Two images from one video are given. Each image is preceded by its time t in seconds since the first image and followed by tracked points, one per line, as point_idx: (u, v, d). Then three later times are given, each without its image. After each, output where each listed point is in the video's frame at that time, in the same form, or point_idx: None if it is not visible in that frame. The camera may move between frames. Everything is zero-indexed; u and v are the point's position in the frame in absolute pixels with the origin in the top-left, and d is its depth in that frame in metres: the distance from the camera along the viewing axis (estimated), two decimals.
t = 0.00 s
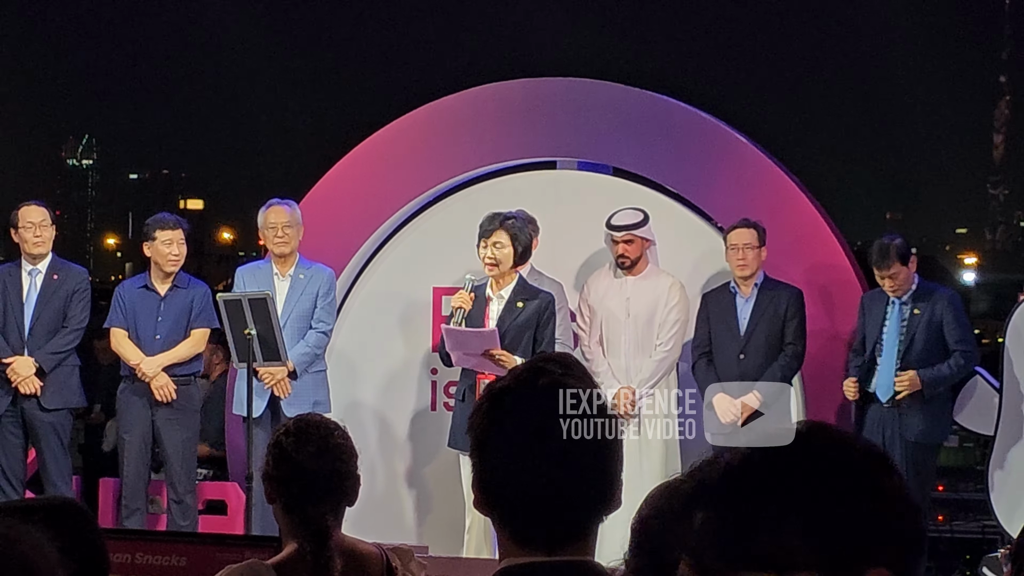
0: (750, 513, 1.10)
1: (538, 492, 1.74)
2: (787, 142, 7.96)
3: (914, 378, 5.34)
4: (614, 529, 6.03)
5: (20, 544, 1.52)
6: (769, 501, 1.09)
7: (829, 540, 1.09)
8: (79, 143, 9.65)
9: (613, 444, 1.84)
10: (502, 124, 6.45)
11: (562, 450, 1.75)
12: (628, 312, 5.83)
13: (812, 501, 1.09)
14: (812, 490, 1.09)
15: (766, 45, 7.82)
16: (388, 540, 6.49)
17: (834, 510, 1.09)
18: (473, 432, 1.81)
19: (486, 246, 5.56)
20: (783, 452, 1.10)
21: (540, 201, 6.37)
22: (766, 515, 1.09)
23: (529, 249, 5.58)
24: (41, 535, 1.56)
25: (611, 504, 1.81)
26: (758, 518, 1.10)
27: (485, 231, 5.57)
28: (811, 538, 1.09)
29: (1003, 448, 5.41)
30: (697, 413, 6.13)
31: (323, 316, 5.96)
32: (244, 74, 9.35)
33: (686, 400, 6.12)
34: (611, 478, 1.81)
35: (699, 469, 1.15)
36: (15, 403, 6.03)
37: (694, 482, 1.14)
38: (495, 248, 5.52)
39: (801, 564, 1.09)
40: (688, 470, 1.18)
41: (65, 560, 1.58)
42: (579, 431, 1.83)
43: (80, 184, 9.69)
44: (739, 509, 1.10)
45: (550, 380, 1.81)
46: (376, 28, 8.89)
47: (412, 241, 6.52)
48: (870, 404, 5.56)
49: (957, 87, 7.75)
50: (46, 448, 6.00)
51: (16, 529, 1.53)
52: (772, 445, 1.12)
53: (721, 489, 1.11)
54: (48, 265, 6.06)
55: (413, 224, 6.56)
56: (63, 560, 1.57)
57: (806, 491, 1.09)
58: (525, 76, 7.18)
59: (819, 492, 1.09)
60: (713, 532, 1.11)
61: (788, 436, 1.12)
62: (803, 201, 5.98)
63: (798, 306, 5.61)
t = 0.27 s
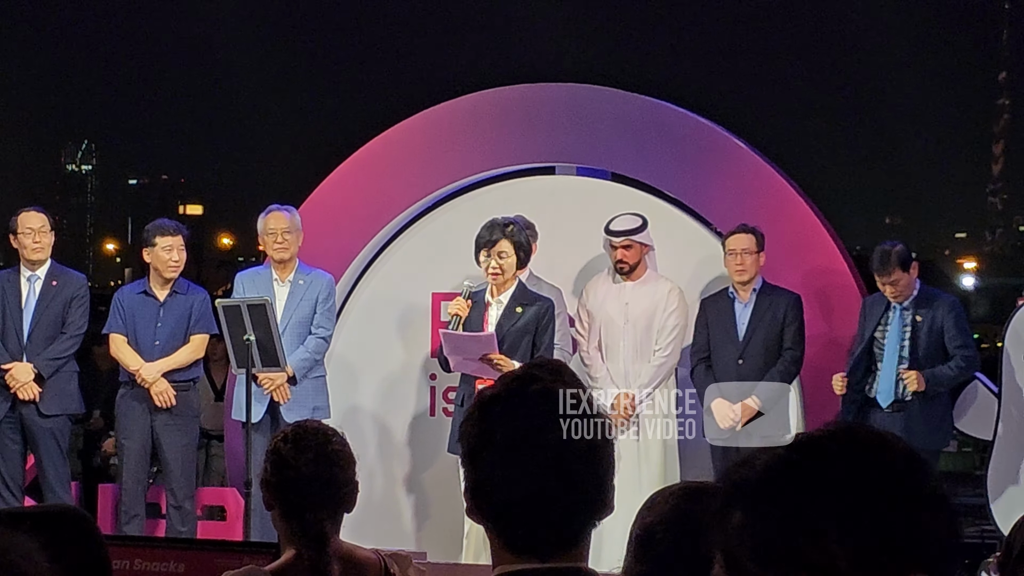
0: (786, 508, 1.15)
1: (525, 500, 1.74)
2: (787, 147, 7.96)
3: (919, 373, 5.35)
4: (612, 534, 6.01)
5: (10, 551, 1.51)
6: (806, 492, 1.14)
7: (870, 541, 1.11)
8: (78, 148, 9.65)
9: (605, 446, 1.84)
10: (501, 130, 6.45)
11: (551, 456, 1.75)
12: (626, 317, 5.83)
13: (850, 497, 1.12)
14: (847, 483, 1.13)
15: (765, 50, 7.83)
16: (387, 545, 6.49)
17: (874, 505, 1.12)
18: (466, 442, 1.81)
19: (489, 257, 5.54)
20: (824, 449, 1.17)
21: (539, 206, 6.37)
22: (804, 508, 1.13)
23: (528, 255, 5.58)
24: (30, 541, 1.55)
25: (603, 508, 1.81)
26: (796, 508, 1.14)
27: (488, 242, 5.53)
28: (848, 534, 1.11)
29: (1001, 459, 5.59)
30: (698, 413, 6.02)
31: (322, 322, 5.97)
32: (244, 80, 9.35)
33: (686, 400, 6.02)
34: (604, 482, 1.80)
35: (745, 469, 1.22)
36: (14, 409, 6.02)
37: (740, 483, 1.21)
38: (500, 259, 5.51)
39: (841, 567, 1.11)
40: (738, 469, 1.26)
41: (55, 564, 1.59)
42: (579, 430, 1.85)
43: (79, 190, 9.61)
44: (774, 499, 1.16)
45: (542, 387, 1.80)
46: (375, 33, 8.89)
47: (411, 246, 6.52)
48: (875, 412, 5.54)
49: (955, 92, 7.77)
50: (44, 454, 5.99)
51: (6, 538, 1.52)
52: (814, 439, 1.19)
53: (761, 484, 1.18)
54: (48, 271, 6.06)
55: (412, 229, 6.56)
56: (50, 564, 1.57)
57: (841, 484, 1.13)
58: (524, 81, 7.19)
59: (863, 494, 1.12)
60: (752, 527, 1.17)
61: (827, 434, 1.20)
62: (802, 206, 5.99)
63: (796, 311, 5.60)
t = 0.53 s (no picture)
0: (810, 527, 1.06)
1: (510, 500, 1.75)
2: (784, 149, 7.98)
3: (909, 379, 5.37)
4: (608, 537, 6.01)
5: None
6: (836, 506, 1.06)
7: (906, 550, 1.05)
8: (74, 151, 9.77)
9: (597, 453, 1.84)
10: (499, 132, 6.46)
11: (537, 459, 1.75)
12: (623, 318, 5.83)
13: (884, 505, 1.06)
14: (875, 491, 1.06)
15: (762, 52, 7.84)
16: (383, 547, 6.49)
17: (902, 513, 1.06)
18: (456, 443, 1.82)
19: (484, 257, 5.58)
20: (848, 459, 1.09)
21: (536, 208, 6.37)
22: (829, 522, 1.06)
23: (524, 257, 5.60)
24: (21, 543, 1.55)
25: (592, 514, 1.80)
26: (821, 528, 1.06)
27: (482, 243, 5.58)
28: (879, 545, 1.05)
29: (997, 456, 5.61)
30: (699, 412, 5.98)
31: (320, 324, 5.97)
32: (241, 82, 9.36)
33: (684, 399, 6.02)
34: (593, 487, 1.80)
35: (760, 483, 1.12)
36: (11, 411, 6.02)
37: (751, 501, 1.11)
38: (496, 259, 5.54)
39: None
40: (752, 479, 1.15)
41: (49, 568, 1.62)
42: (578, 431, 1.86)
43: (77, 192, 9.77)
44: (798, 515, 1.07)
45: (532, 392, 1.81)
46: (373, 35, 8.90)
47: (408, 249, 6.52)
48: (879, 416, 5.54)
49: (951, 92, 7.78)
50: (41, 456, 5.99)
51: None
52: (842, 446, 1.11)
53: (785, 498, 1.09)
54: (44, 273, 6.05)
55: (409, 231, 6.56)
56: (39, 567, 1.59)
57: (868, 491, 1.06)
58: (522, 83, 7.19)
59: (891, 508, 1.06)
60: (776, 546, 1.08)
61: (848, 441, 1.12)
62: (799, 208, 6.00)
63: (793, 313, 5.61)
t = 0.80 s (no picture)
0: (817, 528, 1.02)
1: (507, 498, 1.75)
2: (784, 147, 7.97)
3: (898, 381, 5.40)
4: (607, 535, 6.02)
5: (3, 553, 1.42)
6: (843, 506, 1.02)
7: (919, 546, 1.01)
8: (75, 149, 9.69)
9: (595, 452, 1.84)
10: (499, 129, 6.46)
11: (535, 457, 1.76)
12: (624, 316, 5.83)
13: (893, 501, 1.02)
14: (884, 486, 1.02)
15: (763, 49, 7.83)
16: (383, 545, 6.48)
17: (909, 506, 1.02)
18: (455, 441, 1.82)
19: (483, 254, 5.55)
20: (853, 457, 1.05)
21: (536, 206, 6.37)
22: (843, 524, 1.01)
23: (524, 255, 5.58)
24: (23, 540, 1.56)
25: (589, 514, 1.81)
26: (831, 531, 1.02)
27: (482, 240, 5.56)
28: (891, 544, 1.01)
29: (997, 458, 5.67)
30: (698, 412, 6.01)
31: (320, 321, 5.96)
32: (242, 79, 9.35)
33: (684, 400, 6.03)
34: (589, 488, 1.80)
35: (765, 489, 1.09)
36: (11, 409, 6.02)
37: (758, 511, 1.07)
38: (494, 257, 5.52)
39: None
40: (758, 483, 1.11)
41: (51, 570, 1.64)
42: (578, 431, 1.86)
43: (78, 190, 9.63)
44: (805, 518, 1.03)
45: (529, 393, 1.81)
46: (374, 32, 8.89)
47: (409, 246, 6.52)
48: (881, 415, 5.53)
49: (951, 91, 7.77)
50: (41, 453, 5.98)
51: None
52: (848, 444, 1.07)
53: (793, 500, 1.05)
54: (44, 271, 6.06)
55: (409, 229, 6.56)
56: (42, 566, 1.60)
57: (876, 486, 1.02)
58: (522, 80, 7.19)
59: (910, 508, 1.02)
60: (784, 551, 1.04)
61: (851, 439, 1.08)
62: (800, 206, 5.99)
63: (793, 311, 5.61)
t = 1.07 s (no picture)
0: (795, 552, 0.99)
1: (506, 502, 1.76)
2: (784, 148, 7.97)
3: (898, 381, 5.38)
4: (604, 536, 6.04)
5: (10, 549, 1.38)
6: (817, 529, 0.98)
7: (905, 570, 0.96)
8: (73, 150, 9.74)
9: (593, 453, 1.84)
10: (498, 131, 6.46)
11: (530, 459, 1.76)
12: (622, 318, 5.83)
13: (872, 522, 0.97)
14: (866, 507, 0.98)
15: (761, 50, 7.82)
16: (382, 547, 6.49)
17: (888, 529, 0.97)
18: (455, 440, 1.83)
19: (479, 253, 5.57)
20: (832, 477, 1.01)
21: (535, 207, 6.37)
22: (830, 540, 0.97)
23: (522, 257, 5.57)
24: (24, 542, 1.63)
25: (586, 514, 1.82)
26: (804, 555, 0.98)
27: (478, 237, 5.59)
28: (874, 568, 0.95)
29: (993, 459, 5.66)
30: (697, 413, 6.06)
31: (319, 323, 5.95)
32: (240, 80, 9.35)
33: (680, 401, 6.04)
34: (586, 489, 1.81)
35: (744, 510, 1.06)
36: (9, 410, 6.01)
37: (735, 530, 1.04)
38: (488, 255, 5.52)
39: None
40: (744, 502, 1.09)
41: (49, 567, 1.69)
42: (579, 431, 1.86)
43: (76, 190, 9.63)
44: (781, 541, 1.00)
45: (528, 396, 1.80)
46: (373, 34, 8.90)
47: (407, 247, 6.52)
48: (879, 416, 5.54)
49: (950, 93, 7.79)
50: (39, 455, 5.98)
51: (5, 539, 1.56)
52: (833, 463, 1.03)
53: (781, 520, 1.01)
54: (42, 272, 6.05)
55: (408, 230, 6.55)
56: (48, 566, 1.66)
57: (856, 506, 0.98)
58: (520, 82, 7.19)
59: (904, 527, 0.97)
60: (764, 574, 1.00)
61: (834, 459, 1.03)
62: (798, 207, 6.00)
63: (791, 313, 5.61)
